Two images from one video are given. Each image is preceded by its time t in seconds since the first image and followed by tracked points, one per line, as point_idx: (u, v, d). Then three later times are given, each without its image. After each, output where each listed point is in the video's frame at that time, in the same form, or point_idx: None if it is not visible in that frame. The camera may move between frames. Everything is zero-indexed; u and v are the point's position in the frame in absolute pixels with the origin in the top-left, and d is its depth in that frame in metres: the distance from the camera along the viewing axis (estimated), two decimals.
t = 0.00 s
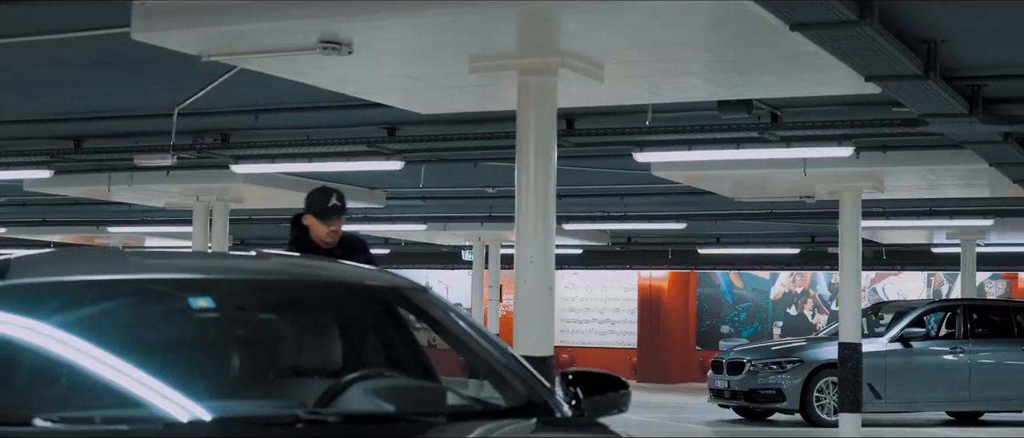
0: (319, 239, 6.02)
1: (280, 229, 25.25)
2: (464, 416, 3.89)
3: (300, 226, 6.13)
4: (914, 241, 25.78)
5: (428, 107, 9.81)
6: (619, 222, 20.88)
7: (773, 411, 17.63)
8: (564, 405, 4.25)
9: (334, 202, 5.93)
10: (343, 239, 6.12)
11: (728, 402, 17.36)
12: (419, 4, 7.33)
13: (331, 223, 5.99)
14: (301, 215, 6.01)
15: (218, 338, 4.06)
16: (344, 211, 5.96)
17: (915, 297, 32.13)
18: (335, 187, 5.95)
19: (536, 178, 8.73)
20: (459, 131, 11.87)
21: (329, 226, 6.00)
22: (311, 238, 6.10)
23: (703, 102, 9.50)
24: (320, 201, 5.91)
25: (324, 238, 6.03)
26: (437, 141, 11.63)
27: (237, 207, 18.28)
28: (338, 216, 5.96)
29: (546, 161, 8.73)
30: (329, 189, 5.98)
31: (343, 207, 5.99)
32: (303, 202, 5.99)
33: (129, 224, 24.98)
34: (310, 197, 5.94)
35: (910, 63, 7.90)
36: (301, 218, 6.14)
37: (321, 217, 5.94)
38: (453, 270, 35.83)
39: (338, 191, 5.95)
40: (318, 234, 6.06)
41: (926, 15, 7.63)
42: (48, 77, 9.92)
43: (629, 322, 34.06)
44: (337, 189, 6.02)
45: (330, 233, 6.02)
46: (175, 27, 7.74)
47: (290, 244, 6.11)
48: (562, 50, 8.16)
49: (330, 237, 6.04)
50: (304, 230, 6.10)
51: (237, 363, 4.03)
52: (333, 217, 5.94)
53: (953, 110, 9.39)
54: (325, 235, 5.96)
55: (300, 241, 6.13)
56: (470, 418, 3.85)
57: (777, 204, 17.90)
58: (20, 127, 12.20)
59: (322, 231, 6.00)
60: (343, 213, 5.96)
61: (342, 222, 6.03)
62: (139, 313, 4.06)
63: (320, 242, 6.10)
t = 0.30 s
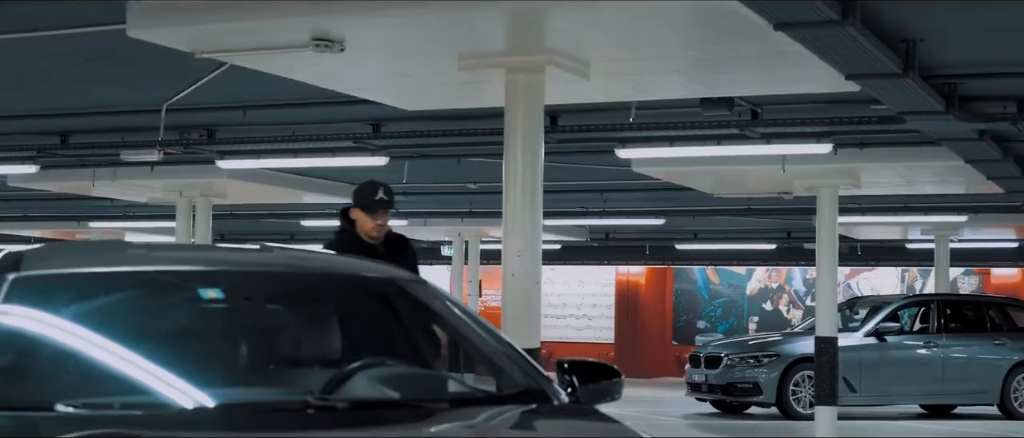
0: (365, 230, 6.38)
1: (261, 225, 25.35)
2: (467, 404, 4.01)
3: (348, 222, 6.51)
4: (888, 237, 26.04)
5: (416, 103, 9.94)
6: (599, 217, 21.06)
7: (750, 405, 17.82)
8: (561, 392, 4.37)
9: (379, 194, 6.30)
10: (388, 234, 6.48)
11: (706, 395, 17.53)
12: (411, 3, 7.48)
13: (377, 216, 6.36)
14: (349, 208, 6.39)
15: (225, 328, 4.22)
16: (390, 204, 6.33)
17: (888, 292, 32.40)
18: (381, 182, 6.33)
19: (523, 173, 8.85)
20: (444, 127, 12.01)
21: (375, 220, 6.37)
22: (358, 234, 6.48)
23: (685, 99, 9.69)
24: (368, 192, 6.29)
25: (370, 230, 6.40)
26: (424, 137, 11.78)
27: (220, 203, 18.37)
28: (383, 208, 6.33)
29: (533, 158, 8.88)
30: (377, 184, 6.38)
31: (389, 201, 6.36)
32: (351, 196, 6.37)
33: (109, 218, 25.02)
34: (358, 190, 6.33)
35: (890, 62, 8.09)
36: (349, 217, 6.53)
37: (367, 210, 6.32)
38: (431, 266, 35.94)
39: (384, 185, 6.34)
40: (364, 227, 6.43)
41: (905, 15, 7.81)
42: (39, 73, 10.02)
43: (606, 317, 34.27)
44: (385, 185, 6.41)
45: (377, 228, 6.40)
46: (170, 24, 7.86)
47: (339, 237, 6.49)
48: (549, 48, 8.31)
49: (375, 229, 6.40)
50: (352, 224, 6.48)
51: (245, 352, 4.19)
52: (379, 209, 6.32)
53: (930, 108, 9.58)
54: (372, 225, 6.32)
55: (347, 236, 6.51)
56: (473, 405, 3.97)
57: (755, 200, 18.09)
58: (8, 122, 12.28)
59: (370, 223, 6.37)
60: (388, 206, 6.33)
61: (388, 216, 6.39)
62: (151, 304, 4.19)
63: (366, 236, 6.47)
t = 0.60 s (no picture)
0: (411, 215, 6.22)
1: (236, 215, 25.46)
2: (473, 390, 4.18)
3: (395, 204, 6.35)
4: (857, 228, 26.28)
5: (402, 97, 10.09)
6: (574, 209, 21.25)
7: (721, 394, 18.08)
8: (560, 381, 4.49)
9: (425, 177, 6.13)
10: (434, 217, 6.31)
11: (678, 385, 17.74)
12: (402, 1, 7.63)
13: (423, 198, 6.19)
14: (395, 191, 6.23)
15: (238, 316, 4.35)
16: (437, 188, 6.16)
17: (857, 283, 32.73)
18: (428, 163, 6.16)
19: (508, 165, 9.03)
20: (425, 120, 12.17)
21: (420, 204, 6.21)
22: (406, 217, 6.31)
23: (666, 94, 9.88)
24: (414, 175, 6.11)
25: (414, 214, 6.24)
26: (405, 128, 11.91)
27: (198, 193, 18.49)
28: (429, 192, 6.16)
29: (518, 151, 9.04)
30: (423, 165, 6.22)
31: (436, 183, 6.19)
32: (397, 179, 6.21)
33: (84, 209, 25.09)
34: (405, 171, 6.18)
35: (866, 60, 8.30)
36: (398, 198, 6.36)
37: (412, 193, 6.16)
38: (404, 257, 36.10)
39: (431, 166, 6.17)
40: (409, 209, 6.27)
41: (882, 14, 8.01)
42: (27, 66, 10.14)
43: (577, 307, 34.52)
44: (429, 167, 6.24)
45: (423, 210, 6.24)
46: (162, 19, 7.99)
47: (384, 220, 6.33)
48: (536, 44, 8.49)
49: (420, 213, 6.23)
50: (399, 207, 6.33)
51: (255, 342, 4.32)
52: (426, 191, 6.15)
53: (905, 104, 9.81)
54: (418, 209, 6.16)
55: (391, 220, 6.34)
56: (477, 391, 4.14)
57: (728, 192, 18.32)
58: None
59: (416, 207, 6.20)
60: (434, 189, 6.16)
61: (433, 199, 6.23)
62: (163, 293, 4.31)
63: (412, 219, 6.31)
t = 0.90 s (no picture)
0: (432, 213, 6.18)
1: (211, 205, 25.51)
2: (484, 374, 4.33)
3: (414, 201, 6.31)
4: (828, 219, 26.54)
5: (388, 87, 10.21)
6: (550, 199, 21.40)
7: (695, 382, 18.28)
8: (566, 364, 4.67)
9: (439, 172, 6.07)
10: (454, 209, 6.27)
11: (653, 373, 17.87)
12: None
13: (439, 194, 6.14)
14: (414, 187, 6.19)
15: (252, 300, 4.47)
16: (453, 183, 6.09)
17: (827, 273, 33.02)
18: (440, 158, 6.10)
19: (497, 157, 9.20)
20: (408, 110, 12.30)
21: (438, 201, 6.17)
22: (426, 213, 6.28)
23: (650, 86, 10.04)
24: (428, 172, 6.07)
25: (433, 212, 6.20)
26: (388, 118, 12.05)
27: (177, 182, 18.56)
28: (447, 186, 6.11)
29: (507, 140, 9.18)
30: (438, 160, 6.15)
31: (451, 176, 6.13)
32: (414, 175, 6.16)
33: (58, 198, 25.08)
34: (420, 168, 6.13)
35: (847, 54, 8.46)
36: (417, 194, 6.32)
37: (428, 190, 6.12)
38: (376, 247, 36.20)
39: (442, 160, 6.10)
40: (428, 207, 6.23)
41: (864, 9, 8.18)
42: (16, 56, 10.21)
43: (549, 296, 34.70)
44: (447, 160, 6.18)
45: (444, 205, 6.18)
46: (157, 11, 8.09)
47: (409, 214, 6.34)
48: (525, 37, 8.63)
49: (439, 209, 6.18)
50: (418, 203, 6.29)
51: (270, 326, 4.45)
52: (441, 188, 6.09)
53: (884, 96, 9.99)
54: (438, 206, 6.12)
55: (417, 214, 6.34)
56: (489, 374, 4.29)
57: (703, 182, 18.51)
58: None
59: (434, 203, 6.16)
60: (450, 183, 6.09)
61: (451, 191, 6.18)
62: (178, 278, 4.42)
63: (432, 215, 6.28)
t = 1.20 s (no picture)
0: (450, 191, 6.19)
1: (183, 190, 25.52)
2: (496, 354, 4.47)
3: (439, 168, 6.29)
4: (800, 205, 26.81)
5: (374, 74, 10.31)
6: (525, 185, 21.54)
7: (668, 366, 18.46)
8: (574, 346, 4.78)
9: (459, 154, 6.01)
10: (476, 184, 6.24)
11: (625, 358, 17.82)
12: None
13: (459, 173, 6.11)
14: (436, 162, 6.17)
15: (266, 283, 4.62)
16: (473, 166, 6.04)
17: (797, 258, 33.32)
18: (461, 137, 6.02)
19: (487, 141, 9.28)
20: (391, 97, 12.41)
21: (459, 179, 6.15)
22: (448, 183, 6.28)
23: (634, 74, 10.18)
24: (447, 155, 6.01)
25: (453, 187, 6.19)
26: (373, 104, 12.16)
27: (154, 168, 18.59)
28: (467, 168, 6.06)
29: (497, 129, 9.27)
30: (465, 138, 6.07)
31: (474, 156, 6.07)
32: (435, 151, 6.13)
33: (30, 183, 25.05)
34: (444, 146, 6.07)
35: (830, 44, 8.61)
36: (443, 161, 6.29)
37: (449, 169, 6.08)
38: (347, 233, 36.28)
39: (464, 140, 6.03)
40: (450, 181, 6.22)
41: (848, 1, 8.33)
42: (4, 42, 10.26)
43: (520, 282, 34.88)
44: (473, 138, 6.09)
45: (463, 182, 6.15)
46: None
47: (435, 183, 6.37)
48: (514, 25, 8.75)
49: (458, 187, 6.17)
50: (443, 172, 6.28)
51: (283, 308, 4.60)
52: (459, 171, 6.05)
53: (864, 85, 10.15)
54: (455, 187, 6.10)
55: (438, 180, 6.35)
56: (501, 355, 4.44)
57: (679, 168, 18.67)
58: None
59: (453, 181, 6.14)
60: (469, 165, 6.04)
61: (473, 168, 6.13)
62: (198, 262, 4.57)
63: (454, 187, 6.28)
